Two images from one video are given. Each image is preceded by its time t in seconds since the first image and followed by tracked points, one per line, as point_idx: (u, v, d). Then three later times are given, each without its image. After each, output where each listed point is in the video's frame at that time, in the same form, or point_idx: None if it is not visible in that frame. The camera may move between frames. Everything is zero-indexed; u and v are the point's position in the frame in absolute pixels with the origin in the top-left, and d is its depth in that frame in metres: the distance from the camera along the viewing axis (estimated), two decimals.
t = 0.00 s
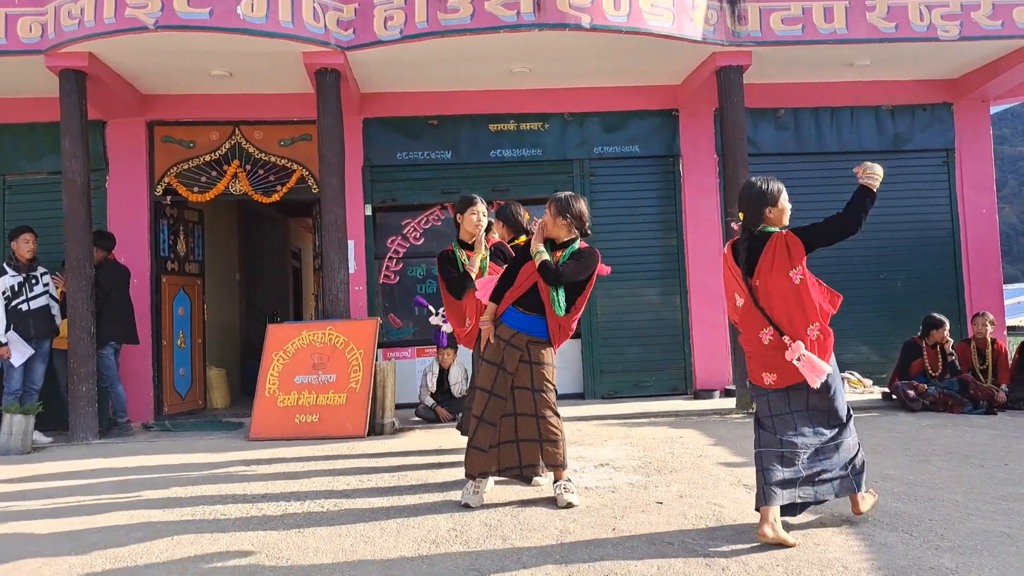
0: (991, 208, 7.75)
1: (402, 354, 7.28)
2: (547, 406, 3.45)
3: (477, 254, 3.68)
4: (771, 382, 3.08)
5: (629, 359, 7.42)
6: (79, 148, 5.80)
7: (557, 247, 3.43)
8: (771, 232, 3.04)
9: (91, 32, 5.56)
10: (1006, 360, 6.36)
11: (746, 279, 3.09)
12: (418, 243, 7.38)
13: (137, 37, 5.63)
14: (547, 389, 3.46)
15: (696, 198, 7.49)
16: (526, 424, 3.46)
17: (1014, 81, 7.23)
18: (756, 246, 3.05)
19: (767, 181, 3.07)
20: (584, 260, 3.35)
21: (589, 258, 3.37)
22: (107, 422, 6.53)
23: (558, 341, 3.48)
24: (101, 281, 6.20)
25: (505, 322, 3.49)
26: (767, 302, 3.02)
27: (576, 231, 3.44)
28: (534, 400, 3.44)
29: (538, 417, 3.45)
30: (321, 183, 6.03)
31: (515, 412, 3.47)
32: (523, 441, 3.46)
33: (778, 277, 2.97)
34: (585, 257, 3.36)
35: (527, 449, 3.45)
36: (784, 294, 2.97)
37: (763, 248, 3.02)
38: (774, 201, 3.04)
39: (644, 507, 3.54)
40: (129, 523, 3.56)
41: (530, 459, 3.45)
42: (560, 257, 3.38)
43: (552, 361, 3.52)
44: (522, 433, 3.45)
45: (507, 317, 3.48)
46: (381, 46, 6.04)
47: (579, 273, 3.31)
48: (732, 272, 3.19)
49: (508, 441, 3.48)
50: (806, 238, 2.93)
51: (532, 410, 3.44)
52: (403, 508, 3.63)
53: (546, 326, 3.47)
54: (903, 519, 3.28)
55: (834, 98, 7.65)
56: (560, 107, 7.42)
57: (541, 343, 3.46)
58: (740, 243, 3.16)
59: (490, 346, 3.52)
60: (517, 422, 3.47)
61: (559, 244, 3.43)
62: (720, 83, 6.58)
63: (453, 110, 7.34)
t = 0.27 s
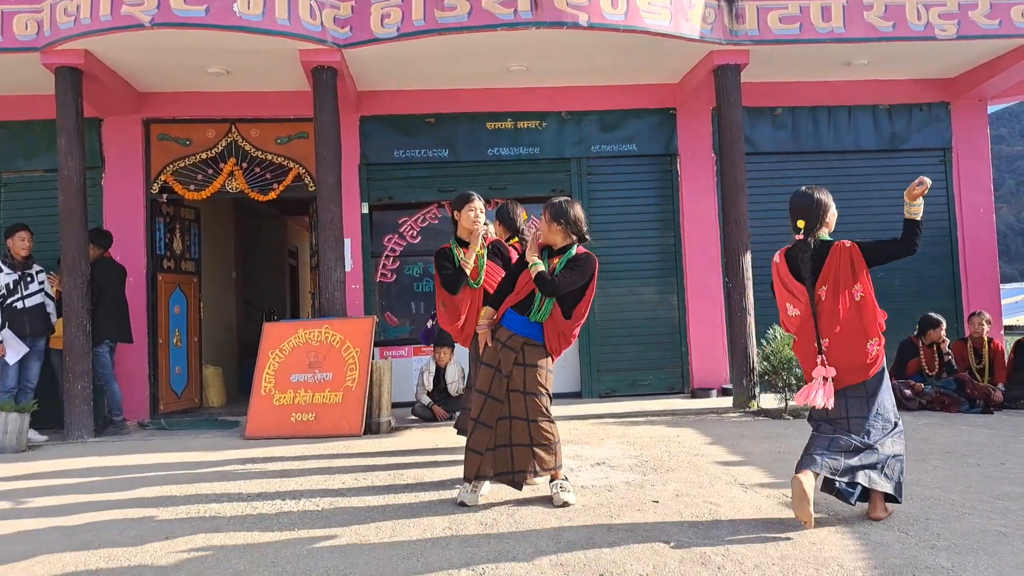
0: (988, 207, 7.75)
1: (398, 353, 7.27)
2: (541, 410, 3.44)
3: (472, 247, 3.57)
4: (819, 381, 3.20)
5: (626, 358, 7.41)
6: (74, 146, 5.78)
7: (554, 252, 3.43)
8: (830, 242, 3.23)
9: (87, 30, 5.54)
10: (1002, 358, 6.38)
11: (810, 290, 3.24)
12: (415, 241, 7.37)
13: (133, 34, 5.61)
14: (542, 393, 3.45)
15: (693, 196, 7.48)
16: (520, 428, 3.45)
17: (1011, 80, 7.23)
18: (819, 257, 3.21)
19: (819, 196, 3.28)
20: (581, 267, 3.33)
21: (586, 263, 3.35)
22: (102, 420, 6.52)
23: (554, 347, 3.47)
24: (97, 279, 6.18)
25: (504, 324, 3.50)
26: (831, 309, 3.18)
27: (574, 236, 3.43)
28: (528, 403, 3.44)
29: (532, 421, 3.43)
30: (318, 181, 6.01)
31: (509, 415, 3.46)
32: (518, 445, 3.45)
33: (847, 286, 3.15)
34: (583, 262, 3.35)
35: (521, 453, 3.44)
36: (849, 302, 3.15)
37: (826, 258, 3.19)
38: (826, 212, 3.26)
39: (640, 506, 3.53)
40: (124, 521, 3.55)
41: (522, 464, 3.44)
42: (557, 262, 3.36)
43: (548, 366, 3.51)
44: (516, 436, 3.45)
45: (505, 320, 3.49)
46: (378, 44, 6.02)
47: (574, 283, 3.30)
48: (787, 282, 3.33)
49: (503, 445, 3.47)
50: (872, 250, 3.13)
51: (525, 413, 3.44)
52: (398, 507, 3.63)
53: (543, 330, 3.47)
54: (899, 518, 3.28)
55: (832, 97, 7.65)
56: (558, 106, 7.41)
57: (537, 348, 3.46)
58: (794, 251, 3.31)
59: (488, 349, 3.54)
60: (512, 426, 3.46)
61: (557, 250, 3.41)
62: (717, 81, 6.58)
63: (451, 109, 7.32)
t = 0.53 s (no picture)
0: (977, 208, 7.79)
1: (388, 352, 7.24)
2: (531, 409, 3.43)
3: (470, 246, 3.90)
4: (820, 338, 3.44)
5: (616, 357, 7.41)
6: (62, 144, 5.73)
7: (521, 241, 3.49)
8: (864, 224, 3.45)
9: (74, 28, 5.49)
10: (989, 357, 6.44)
11: (847, 259, 3.35)
12: (405, 240, 7.35)
13: (121, 32, 5.57)
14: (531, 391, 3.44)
15: (684, 196, 7.49)
16: (509, 428, 3.44)
17: (999, 80, 7.26)
18: (862, 232, 3.37)
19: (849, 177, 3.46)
20: (551, 254, 3.36)
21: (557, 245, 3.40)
22: (90, 420, 6.47)
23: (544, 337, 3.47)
24: (84, 278, 6.13)
25: (490, 324, 3.49)
26: (863, 283, 3.35)
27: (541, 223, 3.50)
28: (517, 402, 3.43)
29: (521, 420, 3.43)
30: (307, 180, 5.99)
31: (498, 416, 3.45)
32: (506, 445, 3.44)
33: (885, 262, 3.34)
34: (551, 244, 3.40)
35: (510, 453, 3.43)
36: (883, 278, 3.33)
37: (869, 233, 3.37)
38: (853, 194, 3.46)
39: (628, 506, 3.53)
40: (110, 522, 3.51)
41: (513, 464, 3.43)
42: (527, 250, 3.43)
43: (538, 362, 3.49)
44: (505, 437, 3.44)
45: (491, 321, 3.49)
46: (368, 42, 6.00)
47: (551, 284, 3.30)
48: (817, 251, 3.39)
49: (491, 446, 3.46)
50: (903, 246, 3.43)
51: (515, 413, 3.43)
52: (385, 508, 3.61)
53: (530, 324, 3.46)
54: (886, 518, 3.28)
55: (822, 98, 7.67)
56: (548, 105, 7.40)
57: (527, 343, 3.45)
58: (826, 224, 3.40)
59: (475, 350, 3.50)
60: (500, 426, 3.45)
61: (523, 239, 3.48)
62: (707, 81, 6.58)
63: (441, 108, 7.31)
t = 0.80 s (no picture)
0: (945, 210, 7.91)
1: (361, 354, 7.19)
2: (501, 412, 3.44)
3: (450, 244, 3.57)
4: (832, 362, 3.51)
5: (591, 358, 7.43)
6: (27, 144, 5.61)
7: (441, 251, 3.51)
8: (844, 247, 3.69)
9: (39, 25, 5.38)
10: (957, 357, 6.50)
11: (837, 281, 3.57)
12: (378, 241, 7.30)
13: (88, 30, 5.47)
14: (500, 394, 3.45)
15: (657, 198, 7.53)
16: (481, 435, 3.44)
17: (966, 84, 7.39)
18: (844, 258, 3.61)
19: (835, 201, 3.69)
20: (474, 253, 3.47)
21: (480, 246, 3.47)
22: (56, 425, 6.34)
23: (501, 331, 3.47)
24: (51, 280, 6.01)
25: (445, 335, 3.49)
26: (849, 305, 3.59)
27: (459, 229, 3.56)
28: (487, 408, 3.43)
29: (492, 425, 3.43)
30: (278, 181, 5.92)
31: (469, 425, 3.44)
32: (481, 452, 3.44)
33: (864, 287, 3.62)
34: (473, 246, 3.47)
35: (486, 460, 3.43)
36: (863, 300, 3.61)
37: (850, 258, 3.61)
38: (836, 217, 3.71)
39: (599, 507, 3.52)
40: (73, 527, 3.43)
41: (491, 470, 3.44)
42: (451, 257, 3.46)
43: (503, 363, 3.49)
44: (478, 445, 3.43)
45: (446, 333, 3.49)
46: (340, 42, 5.95)
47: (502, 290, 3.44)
48: (810, 272, 3.59)
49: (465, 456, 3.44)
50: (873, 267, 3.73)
51: (486, 419, 3.43)
52: (354, 511, 3.57)
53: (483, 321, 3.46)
54: (854, 517, 3.31)
55: (793, 100, 7.76)
56: (523, 106, 7.40)
57: (488, 346, 3.46)
58: (817, 247, 3.62)
59: (437, 362, 3.48)
60: (471, 435, 3.44)
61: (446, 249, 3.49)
62: (681, 83, 6.62)
63: (415, 108, 7.27)
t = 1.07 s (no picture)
0: (934, 212, 7.95)
1: (351, 356, 7.17)
2: (488, 400, 3.46)
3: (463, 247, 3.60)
4: (812, 347, 3.93)
5: (582, 360, 7.43)
6: (15, 145, 5.58)
7: (398, 254, 3.44)
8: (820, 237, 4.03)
9: (28, 26, 5.35)
10: (948, 359, 6.57)
11: (818, 271, 3.91)
12: (369, 243, 7.27)
13: (77, 31, 5.44)
14: (485, 382, 3.47)
15: (649, 200, 7.55)
16: (472, 425, 3.44)
17: (955, 87, 7.44)
18: (821, 245, 3.96)
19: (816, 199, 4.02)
20: (433, 254, 3.49)
21: (439, 247, 3.51)
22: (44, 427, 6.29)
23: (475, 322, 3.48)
24: (40, 282, 5.97)
25: (418, 334, 3.46)
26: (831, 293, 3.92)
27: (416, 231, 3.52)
28: (474, 399, 3.43)
29: (482, 413, 3.44)
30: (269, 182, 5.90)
31: (458, 417, 3.44)
32: (473, 442, 3.43)
33: (840, 273, 3.95)
34: (431, 247, 3.49)
35: (480, 449, 3.43)
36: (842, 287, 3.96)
37: (826, 247, 3.95)
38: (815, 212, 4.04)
39: (589, 510, 3.52)
40: (60, 530, 3.41)
41: (488, 457, 3.43)
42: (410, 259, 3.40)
43: (483, 352, 3.50)
44: (471, 435, 3.43)
45: (419, 333, 3.45)
46: (330, 44, 5.94)
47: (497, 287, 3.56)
48: (790, 262, 3.94)
49: (458, 449, 3.44)
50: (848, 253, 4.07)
51: (475, 409, 3.44)
52: (343, 514, 3.56)
53: (456, 315, 3.46)
54: (844, 518, 3.32)
55: (784, 103, 7.78)
56: (515, 108, 7.40)
57: (467, 338, 3.45)
58: (792, 239, 4.00)
59: (418, 360, 3.46)
60: (462, 427, 3.44)
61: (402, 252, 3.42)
62: (672, 85, 6.65)
63: (406, 110, 7.26)
